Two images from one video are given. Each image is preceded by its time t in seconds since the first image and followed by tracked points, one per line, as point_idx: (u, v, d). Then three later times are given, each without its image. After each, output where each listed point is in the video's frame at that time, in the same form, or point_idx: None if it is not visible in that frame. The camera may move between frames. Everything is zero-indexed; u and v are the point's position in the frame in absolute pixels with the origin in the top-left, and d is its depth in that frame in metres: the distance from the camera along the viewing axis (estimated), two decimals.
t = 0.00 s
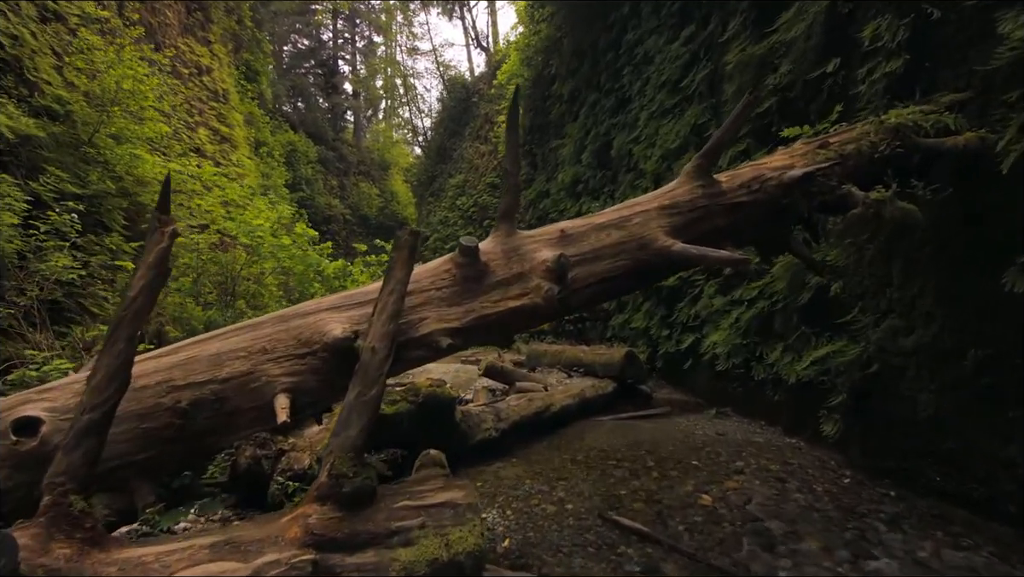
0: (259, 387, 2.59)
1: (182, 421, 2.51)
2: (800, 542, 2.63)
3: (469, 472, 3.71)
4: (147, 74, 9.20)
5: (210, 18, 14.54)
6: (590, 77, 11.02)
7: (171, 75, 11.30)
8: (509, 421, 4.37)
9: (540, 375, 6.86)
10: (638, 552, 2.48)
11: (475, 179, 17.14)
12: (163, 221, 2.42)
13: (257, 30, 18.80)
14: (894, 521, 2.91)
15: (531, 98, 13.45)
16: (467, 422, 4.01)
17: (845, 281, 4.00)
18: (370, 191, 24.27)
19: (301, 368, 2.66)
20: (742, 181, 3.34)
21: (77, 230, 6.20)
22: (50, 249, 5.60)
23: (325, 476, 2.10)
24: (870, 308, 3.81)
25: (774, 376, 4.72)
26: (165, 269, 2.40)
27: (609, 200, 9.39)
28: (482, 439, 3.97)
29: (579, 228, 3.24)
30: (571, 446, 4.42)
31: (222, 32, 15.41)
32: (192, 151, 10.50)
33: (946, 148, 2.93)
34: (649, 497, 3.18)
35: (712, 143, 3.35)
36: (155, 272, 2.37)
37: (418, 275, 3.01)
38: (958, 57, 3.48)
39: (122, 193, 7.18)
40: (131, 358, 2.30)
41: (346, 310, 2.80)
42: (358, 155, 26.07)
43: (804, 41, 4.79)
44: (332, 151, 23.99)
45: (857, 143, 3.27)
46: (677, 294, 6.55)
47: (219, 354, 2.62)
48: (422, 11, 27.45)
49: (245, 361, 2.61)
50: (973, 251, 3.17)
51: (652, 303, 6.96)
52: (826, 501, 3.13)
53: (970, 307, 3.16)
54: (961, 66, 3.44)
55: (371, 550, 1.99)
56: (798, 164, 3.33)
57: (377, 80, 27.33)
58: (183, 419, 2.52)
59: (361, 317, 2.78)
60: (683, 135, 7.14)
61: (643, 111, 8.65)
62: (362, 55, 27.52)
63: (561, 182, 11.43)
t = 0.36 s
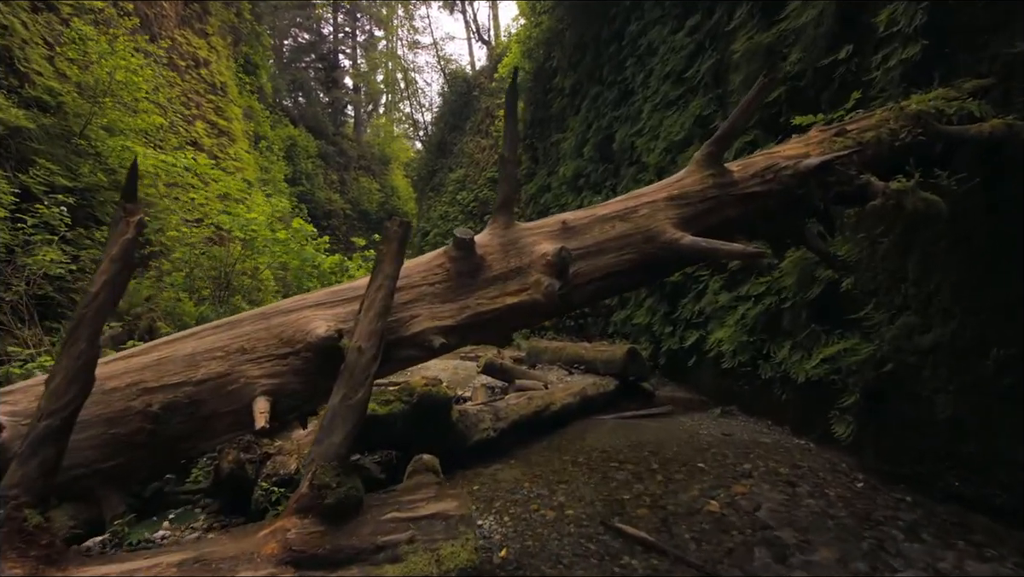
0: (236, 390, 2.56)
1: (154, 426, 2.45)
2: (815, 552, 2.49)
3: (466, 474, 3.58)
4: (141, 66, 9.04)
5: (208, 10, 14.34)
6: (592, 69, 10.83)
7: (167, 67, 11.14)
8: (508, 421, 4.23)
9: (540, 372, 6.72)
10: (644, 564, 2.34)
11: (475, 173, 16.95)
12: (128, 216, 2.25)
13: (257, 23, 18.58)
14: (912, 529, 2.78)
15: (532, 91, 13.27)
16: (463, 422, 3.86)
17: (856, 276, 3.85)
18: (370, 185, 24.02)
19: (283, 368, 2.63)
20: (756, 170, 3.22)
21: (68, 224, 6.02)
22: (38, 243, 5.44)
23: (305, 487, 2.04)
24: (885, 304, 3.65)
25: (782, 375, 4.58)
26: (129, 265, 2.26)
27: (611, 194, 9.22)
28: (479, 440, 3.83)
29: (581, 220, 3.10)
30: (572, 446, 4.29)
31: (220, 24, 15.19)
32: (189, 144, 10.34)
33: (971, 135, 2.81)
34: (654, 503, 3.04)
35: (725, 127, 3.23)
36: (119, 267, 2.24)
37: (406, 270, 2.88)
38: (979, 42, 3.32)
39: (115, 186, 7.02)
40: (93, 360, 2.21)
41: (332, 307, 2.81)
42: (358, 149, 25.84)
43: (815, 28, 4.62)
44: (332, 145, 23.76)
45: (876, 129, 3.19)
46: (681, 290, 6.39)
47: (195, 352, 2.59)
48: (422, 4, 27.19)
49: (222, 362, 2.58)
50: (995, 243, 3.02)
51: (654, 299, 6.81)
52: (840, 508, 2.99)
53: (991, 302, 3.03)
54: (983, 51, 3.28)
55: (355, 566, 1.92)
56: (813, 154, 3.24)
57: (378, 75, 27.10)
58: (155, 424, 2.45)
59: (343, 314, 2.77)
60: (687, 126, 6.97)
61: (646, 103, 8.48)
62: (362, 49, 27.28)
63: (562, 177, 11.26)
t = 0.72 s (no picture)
0: (205, 393, 2.52)
1: (115, 436, 2.41)
2: (833, 565, 2.34)
3: (462, 478, 3.42)
4: (136, 57, 8.88)
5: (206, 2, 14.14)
6: (596, 61, 10.62)
7: (163, 59, 10.98)
8: (507, 421, 4.08)
9: (541, 370, 6.57)
10: None
11: (477, 168, 16.75)
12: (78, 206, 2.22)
13: (256, 16, 18.37)
14: (933, 539, 2.62)
15: (534, 85, 13.06)
16: (460, 423, 3.70)
17: (873, 271, 3.70)
18: (372, 180, 23.82)
19: (257, 369, 2.59)
20: (772, 157, 3.13)
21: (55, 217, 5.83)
22: (25, 236, 5.28)
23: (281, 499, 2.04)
24: (901, 301, 3.49)
25: (792, 374, 4.42)
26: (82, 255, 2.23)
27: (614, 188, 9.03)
28: (476, 441, 3.67)
29: (582, 210, 3.08)
30: (574, 446, 4.14)
31: (218, 17, 14.99)
32: (186, 137, 10.19)
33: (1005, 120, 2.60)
34: (660, 509, 2.89)
35: (734, 115, 3.16)
36: (65, 259, 2.20)
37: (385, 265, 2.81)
38: (1006, 23, 3.13)
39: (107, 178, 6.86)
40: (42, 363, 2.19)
41: (314, 302, 2.75)
42: (360, 144, 25.62)
43: (828, 13, 4.43)
44: (333, 139, 23.55)
45: (898, 115, 2.98)
46: (687, 285, 6.21)
47: (163, 351, 2.56)
48: None
49: (191, 362, 2.55)
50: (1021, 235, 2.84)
51: (659, 294, 6.64)
52: (856, 515, 2.83)
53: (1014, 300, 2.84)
54: (1011, 33, 3.08)
55: None
56: (834, 139, 3.04)
57: (379, 69, 26.88)
58: (116, 434, 2.41)
59: (322, 310, 2.71)
60: (693, 118, 6.78)
61: (650, 95, 8.29)
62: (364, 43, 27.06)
63: (565, 171, 11.06)
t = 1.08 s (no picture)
0: (169, 396, 2.44)
1: (70, 442, 2.32)
2: None
3: (458, 482, 3.28)
4: (130, 49, 8.74)
5: None
6: (597, 54, 10.44)
7: (159, 52, 10.85)
8: (505, 422, 3.93)
9: (542, 369, 6.42)
10: None
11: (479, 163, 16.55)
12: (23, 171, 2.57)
13: (256, 10, 18.19)
14: (955, 550, 2.48)
15: (536, 79, 12.88)
16: (456, 424, 3.55)
17: (887, 266, 3.55)
18: (373, 176, 23.62)
19: (225, 369, 2.51)
20: (787, 143, 3.01)
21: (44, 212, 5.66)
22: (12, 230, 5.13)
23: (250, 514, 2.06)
24: (917, 298, 3.34)
25: (800, 373, 4.28)
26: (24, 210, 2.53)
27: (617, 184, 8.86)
28: (473, 443, 3.53)
29: (582, 199, 2.98)
30: (575, 448, 3.99)
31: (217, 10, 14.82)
32: (182, 132, 10.04)
33: None
34: (664, 516, 2.74)
35: (748, 95, 3.06)
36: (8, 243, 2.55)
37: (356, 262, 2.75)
38: None
39: (99, 172, 6.70)
40: None
41: (291, 298, 2.70)
42: (361, 140, 25.41)
43: None
44: (334, 136, 23.33)
45: (920, 98, 2.86)
46: (691, 282, 6.05)
47: (125, 349, 2.49)
48: None
49: (154, 363, 2.47)
50: None
51: (662, 291, 6.49)
52: (873, 524, 2.69)
53: None
54: None
55: None
56: (853, 124, 2.94)
57: (380, 65, 26.67)
58: (69, 440, 2.32)
59: (298, 307, 2.66)
60: (698, 110, 6.60)
61: (654, 88, 8.12)
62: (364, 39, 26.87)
63: (566, 166, 10.88)
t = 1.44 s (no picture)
0: (126, 401, 2.32)
1: (14, 451, 2.17)
2: None
3: (452, 487, 3.13)
4: (120, 41, 8.57)
5: None
6: (598, 49, 10.26)
7: (152, 46, 10.69)
8: (502, 424, 3.77)
9: (541, 368, 6.27)
10: None
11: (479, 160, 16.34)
12: None
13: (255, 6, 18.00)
14: (978, 562, 2.33)
15: (536, 75, 12.70)
16: (450, 427, 3.40)
17: (900, 262, 3.41)
18: (373, 173, 23.39)
19: (187, 370, 2.40)
20: (802, 128, 2.97)
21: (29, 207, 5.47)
22: None
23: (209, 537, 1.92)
24: (932, 296, 3.19)
25: (807, 373, 4.14)
26: None
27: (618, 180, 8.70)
28: (468, 446, 3.38)
29: (582, 185, 2.92)
30: (575, 450, 3.85)
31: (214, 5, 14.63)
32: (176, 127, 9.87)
33: None
34: (669, 525, 2.60)
35: (757, 78, 2.97)
36: None
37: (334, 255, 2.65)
38: None
39: (89, 166, 6.54)
40: None
41: (262, 293, 2.59)
42: (360, 137, 25.19)
43: None
44: (334, 133, 23.10)
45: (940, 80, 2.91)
46: (694, 279, 5.90)
47: (77, 349, 2.37)
48: None
49: (110, 364, 2.35)
50: None
51: (664, 289, 6.34)
52: (889, 534, 2.54)
53: None
54: None
55: None
56: (873, 107, 2.94)
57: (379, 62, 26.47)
58: (14, 448, 2.17)
59: (270, 303, 2.55)
60: (701, 103, 6.43)
61: (655, 81, 7.95)
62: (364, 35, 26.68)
63: (567, 162, 10.71)
